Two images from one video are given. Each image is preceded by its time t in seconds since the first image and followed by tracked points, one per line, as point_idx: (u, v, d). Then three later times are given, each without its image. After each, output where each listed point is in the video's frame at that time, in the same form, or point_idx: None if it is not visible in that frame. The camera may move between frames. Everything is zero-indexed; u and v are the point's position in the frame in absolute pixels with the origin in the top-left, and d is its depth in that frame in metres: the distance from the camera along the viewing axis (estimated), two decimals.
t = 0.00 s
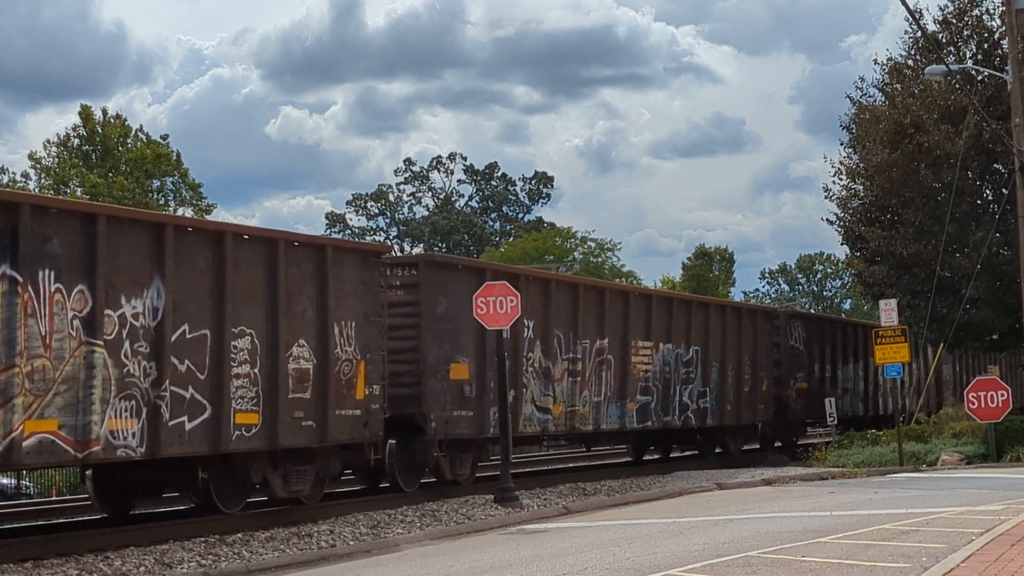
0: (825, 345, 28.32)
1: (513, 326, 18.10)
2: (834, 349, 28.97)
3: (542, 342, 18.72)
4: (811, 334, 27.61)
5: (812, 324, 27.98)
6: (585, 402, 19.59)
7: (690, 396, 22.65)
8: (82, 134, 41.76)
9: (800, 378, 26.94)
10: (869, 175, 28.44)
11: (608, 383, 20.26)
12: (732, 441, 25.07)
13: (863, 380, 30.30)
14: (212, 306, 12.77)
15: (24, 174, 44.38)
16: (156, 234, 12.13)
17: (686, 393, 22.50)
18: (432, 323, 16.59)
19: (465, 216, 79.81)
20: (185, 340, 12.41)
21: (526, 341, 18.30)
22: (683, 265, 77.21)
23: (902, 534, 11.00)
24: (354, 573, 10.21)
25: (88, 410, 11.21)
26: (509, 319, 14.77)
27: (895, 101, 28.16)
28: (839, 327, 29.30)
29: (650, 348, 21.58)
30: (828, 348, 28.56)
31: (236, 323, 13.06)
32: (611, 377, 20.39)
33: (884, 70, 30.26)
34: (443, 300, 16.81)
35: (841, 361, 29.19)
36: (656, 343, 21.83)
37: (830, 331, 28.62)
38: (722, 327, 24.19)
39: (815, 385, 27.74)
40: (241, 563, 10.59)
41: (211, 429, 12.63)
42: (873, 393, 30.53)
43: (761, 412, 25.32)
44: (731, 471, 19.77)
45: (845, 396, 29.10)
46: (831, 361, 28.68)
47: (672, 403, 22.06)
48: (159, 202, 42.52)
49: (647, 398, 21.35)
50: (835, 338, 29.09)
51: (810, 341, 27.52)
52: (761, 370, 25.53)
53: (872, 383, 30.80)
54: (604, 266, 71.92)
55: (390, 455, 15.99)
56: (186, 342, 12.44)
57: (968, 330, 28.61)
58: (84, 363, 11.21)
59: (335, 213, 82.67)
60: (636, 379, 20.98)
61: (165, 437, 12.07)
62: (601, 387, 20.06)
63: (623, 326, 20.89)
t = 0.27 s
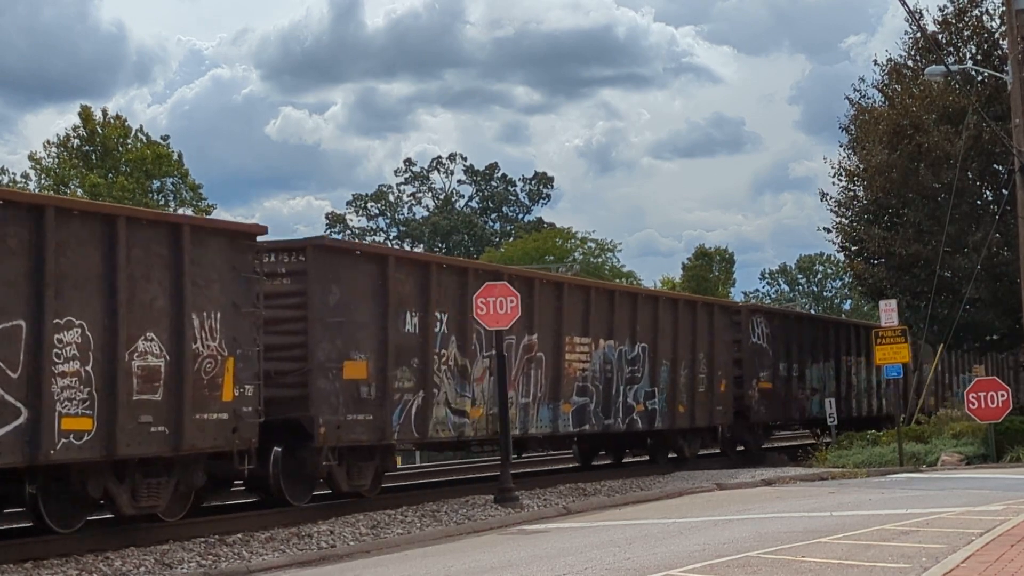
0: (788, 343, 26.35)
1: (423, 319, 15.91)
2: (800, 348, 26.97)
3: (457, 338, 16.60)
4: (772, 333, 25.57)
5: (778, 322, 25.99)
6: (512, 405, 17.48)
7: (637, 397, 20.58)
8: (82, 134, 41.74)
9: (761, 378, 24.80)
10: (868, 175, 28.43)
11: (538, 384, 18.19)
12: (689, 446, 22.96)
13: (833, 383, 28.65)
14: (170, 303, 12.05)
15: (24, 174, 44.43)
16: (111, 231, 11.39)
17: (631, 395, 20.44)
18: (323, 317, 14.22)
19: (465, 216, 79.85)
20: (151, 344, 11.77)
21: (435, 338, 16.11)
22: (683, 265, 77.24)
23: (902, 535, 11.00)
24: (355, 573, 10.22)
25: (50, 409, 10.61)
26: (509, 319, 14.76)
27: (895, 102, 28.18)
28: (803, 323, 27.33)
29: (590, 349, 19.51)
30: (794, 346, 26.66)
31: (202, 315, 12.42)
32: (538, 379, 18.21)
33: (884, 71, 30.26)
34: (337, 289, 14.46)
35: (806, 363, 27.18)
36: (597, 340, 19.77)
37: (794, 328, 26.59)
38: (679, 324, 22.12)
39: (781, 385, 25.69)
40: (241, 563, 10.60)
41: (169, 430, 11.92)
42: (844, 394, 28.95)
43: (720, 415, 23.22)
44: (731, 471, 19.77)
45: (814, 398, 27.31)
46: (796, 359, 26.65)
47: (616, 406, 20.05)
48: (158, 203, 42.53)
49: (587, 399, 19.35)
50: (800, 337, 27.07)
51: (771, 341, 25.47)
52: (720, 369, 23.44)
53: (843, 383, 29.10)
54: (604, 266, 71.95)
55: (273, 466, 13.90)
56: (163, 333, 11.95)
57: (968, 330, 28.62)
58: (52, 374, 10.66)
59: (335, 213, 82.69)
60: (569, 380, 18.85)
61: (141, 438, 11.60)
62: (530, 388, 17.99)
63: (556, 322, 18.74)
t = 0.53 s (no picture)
0: (749, 340, 24.53)
1: (310, 309, 13.94)
2: (762, 345, 25.20)
3: (352, 331, 14.54)
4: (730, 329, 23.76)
5: (739, 317, 24.19)
6: (419, 406, 15.64)
7: (574, 396, 18.64)
8: (82, 134, 41.72)
9: (718, 378, 23.00)
10: (869, 175, 28.44)
11: (452, 382, 16.27)
12: (641, 449, 21.08)
13: (801, 382, 26.91)
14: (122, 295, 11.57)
15: (24, 174, 44.45)
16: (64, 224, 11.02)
17: (566, 394, 18.48)
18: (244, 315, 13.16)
19: (465, 216, 79.85)
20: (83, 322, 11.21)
21: (324, 331, 14.09)
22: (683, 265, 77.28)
23: (902, 534, 10.99)
24: (355, 573, 10.21)
25: None
26: (509, 319, 14.77)
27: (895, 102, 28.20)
28: (767, 319, 25.47)
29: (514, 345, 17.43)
30: (757, 343, 24.88)
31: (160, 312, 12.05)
32: (449, 376, 16.20)
33: (883, 70, 30.25)
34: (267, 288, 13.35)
35: (768, 362, 25.31)
36: (524, 334, 17.73)
37: (754, 324, 24.76)
38: (626, 317, 20.26)
39: (742, 383, 23.94)
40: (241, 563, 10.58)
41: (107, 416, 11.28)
42: (813, 395, 27.32)
43: (671, 417, 21.31)
44: (730, 471, 19.74)
45: (778, 398, 25.57)
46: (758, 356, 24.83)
47: (548, 406, 18.11)
48: (158, 202, 42.53)
49: (513, 396, 17.34)
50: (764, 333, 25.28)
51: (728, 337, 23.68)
52: (670, 366, 21.47)
53: (811, 383, 27.36)
54: (604, 266, 71.94)
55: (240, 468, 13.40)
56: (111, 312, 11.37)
57: (968, 330, 28.62)
58: None
59: (335, 213, 82.69)
60: (488, 377, 16.88)
61: (72, 425, 10.88)
62: (442, 386, 16.07)
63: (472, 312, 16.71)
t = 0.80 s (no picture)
0: (704, 336, 22.73)
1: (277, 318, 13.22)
2: (719, 343, 23.28)
3: (216, 322, 12.47)
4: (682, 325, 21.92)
5: (692, 312, 22.34)
6: (305, 408, 13.51)
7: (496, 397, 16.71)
8: (82, 133, 41.73)
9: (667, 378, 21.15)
10: (869, 176, 28.44)
11: (345, 382, 14.11)
12: (581, 455, 19.22)
13: (766, 382, 25.02)
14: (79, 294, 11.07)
15: (23, 174, 44.46)
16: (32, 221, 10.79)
17: (486, 395, 16.56)
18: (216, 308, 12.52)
19: (465, 216, 79.88)
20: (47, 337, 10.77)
21: (238, 329, 12.70)
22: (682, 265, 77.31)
23: (902, 535, 11.00)
24: (355, 573, 10.22)
25: None
26: (509, 319, 14.75)
27: (895, 103, 28.21)
28: (724, 314, 23.55)
29: (421, 342, 15.39)
30: (713, 340, 23.06)
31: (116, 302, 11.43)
32: (341, 375, 14.08)
33: (883, 71, 30.26)
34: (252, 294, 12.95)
35: (725, 360, 23.43)
36: (434, 328, 15.68)
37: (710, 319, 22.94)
38: (562, 311, 18.36)
39: (696, 381, 22.17)
40: (241, 563, 10.60)
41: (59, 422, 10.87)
42: (778, 395, 25.46)
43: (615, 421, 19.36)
44: (730, 471, 19.75)
45: (738, 398, 23.72)
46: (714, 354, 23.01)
47: (465, 409, 16.13)
48: (158, 202, 42.54)
49: (421, 397, 15.30)
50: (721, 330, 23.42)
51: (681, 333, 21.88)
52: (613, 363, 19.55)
53: (775, 382, 25.51)
54: (604, 266, 71.94)
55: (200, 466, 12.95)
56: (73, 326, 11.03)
57: (968, 330, 28.63)
58: None
59: (335, 213, 82.71)
60: (390, 378, 14.81)
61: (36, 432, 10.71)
62: (331, 386, 13.92)
63: (414, 306, 15.33)
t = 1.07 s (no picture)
0: (652, 330, 20.99)
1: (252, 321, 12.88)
2: (666, 337, 21.54)
3: (35, 310, 10.52)
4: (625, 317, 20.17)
5: (637, 303, 20.57)
6: (153, 411, 11.62)
7: (403, 397, 14.99)
8: (82, 133, 41.73)
9: (607, 376, 19.43)
10: (869, 175, 28.44)
11: (203, 381, 12.19)
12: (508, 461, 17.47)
13: (723, 380, 23.19)
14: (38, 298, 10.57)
15: (23, 173, 44.45)
16: None
17: (388, 395, 14.78)
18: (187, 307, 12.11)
19: (464, 216, 79.89)
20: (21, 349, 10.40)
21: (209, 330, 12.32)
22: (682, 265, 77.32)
23: (902, 534, 10.99)
24: (354, 573, 10.21)
25: None
26: (509, 319, 14.76)
27: (895, 103, 28.21)
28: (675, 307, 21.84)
29: (306, 337, 13.56)
30: (663, 334, 21.38)
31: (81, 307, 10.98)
32: (204, 373, 12.22)
33: (883, 70, 30.25)
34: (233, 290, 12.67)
35: (675, 356, 21.70)
36: (322, 320, 13.80)
37: (658, 312, 21.22)
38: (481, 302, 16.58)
39: (641, 380, 20.49)
40: (241, 563, 10.58)
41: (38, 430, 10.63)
42: (738, 393, 23.65)
43: (543, 425, 17.75)
44: (729, 471, 19.72)
45: (691, 398, 21.98)
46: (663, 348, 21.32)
47: (364, 411, 14.39)
48: (159, 202, 42.52)
49: (305, 398, 13.51)
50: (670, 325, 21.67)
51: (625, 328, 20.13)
52: (543, 360, 17.98)
53: (734, 380, 23.68)
54: (604, 266, 71.94)
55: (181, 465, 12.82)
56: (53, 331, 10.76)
57: (968, 330, 28.63)
58: None
59: (334, 213, 82.70)
60: (266, 377, 13.02)
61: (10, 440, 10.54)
62: (188, 386, 12.02)
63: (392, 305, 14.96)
